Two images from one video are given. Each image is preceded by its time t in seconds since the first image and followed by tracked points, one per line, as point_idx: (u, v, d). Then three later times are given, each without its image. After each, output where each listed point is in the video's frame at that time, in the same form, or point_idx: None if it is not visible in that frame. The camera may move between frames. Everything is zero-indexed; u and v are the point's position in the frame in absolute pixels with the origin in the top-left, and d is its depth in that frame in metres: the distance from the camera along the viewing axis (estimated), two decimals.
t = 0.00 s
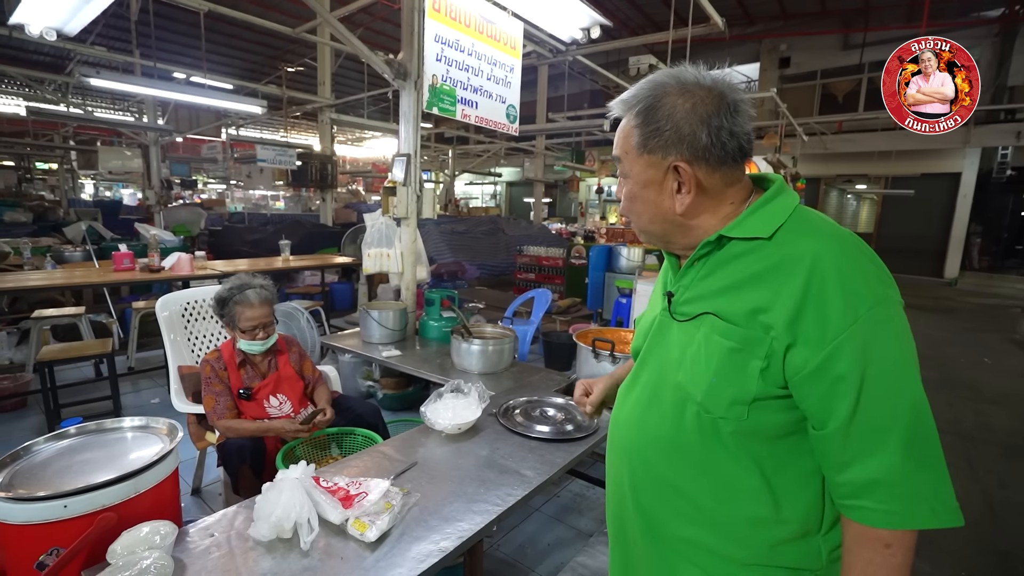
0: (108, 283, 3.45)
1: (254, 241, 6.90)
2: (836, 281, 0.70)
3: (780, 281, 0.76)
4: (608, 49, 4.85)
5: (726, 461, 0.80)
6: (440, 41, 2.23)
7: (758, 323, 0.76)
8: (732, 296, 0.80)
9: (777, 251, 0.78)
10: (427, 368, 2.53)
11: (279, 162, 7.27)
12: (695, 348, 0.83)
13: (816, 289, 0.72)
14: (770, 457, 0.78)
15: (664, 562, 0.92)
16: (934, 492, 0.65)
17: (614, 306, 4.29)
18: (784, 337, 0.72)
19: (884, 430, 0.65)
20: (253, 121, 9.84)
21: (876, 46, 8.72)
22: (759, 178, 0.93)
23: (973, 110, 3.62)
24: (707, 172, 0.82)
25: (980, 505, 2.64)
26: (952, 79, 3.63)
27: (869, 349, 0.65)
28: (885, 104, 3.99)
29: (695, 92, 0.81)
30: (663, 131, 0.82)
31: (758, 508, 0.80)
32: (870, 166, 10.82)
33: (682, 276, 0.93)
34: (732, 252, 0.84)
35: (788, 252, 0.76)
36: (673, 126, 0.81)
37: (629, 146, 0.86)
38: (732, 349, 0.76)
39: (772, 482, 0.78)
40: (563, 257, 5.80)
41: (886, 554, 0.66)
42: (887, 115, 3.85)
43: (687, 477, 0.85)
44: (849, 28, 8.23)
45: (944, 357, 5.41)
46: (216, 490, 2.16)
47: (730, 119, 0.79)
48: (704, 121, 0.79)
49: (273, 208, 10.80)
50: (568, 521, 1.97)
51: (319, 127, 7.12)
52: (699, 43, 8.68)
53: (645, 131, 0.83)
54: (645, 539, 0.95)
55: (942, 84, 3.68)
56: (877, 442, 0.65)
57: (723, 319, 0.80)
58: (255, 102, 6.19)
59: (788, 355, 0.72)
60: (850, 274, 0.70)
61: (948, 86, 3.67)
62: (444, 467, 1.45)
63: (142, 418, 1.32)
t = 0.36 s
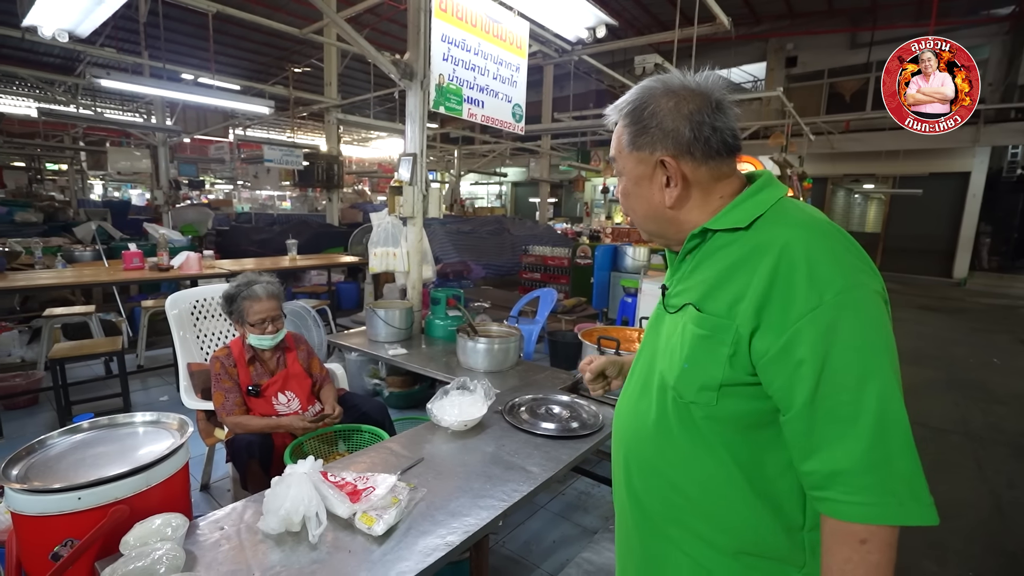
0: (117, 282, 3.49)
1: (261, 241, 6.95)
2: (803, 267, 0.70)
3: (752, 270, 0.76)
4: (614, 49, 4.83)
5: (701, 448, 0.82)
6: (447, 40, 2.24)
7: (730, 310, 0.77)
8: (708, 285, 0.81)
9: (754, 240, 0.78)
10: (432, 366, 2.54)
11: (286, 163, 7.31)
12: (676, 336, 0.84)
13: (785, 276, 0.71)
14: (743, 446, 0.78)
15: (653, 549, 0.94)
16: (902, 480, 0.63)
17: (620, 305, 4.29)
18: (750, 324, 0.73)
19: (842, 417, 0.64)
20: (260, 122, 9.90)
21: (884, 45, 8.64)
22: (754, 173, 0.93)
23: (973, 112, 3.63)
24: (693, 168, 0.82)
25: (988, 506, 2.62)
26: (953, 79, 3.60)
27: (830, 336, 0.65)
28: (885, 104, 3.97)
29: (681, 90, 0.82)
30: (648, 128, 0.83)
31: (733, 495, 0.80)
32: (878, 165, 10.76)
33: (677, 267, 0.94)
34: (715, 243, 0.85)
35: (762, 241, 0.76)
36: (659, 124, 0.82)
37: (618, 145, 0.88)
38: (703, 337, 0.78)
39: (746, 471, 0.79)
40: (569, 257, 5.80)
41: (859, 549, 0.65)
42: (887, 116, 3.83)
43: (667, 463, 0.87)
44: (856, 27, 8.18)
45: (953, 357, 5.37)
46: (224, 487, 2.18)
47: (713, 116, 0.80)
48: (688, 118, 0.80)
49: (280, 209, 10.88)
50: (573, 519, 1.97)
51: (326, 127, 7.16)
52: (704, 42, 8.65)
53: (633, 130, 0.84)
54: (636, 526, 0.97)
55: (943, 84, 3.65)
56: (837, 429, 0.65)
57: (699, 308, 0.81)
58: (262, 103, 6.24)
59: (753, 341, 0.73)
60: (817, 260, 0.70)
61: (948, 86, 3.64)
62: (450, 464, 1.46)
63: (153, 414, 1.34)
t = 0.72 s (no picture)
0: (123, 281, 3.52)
1: (265, 241, 6.98)
2: (785, 266, 0.70)
3: (740, 266, 0.76)
4: (616, 48, 4.83)
5: (683, 438, 0.83)
6: (450, 40, 2.25)
7: (716, 305, 0.77)
8: (701, 279, 0.82)
9: (748, 237, 0.78)
10: (436, 364, 2.55)
11: (290, 162, 7.34)
12: (669, 327, 0.86)
13: (767, 274, 0.71)
14: (720, 439, 0.79)
15: (636, 532, 0.96)
16: (853, 486, 0.62)
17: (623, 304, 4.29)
18: (729, 319, 0.73)
19: (803, 416, 0.65)
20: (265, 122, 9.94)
21: (889, 43, 8.61)
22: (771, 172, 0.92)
23: (973, 111, 3.60)
24: (702, 163, 0.83)
25: (993, 505, 2.61)
26: (953, 79, 3.58)
27: (802, 335, 0.65)
28: (886, 104, 3.96)
29: (695, 86, 0.82)
30: (660, 123, 0.83)
31: (708, 486, 0.81)
32: (883, 164, 10.72)
33: (683, 261, 0.95)
34: (716, 239, 0.85)
35: (754, 238, 0.76)
36: (670, 119, 0.82)
37: (630, 140, 0.89)
38: (686, 329, 0.79)
39: (722, 465, 0.80)
40: (572, 256, 5.81)
41: (787, 540, 0.66)
42: (888, 115, 3.83)
43: (653, 450, 0.89)
44: (861, 24, 8.15)
45: (958, 356, 5.34)
46: (229, 485, 2.19)
47: (725, 112, 0.80)
48: (699, 114, 0.80)
49: (285, 208, 10.92)
50: (576, 516, 1.98)
51: (329, 127, 7.18)
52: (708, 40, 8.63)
53: (645, 126, 0.85)
54: (626, 510, 0.99)
55: (942, 84, 3.63)
56: (798, 427, 0.65)
57: (689, 301, 0.82)
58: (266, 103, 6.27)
59: (732, 337, 0.73)
60: (802, 260, 0.69)
61: (948, 86, 3.62)
62: (453, 461, 1.46)
63: (160, 411, 1.35)
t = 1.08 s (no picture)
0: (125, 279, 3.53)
1: (267, 239, 7.00)
2: (784, 263, 0.70)
3: (739, 262, 0.77)
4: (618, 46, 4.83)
5: (679, 431, 0.84)
6: (450, 38, 2.26)
7: (714, 300, 0.78)
8: (700, 275, 0.82)
9: (748, 234, 0.78)
10: (437, 362, 2.56)
11: (292, 161, 7.35)
12: (668, 321, 0.87)
13: (766, 271, 0.72)
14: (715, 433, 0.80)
15: (632, 522, 0.97)
16: (845, 482, 0.63)
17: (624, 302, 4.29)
18: (726, 315, 0.74)
19: (797, 413, 0.65)
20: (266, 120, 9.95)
21: (891, 41, 8.60)
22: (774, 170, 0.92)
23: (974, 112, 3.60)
24: (706, 160, 0.83)
25: (993, 504, 2.61)
26: (953, 79, 3.58)
27: (798, 331, 0.66)
28: (886, 104, 3.95)
29: (699, 84, 0.83)
30: (665, 119, 0.84)
31: (702, 479, 0.82)
32: (885, 162, 10.70)
33: (685, 256, 0.96)
34: (717, 235, 0.86)
35: (754, 235, 0.77)
36: (675, 116, 0.83)
37: (635, 136, 0.89)
38: (684, 323, 0.80)
39: (717, 459, 0.80)
40: (573, 254, 5.81)
41: (781, 536, 0.67)
42: (887, 116, 3.83)
43: (649, 443, 0.90)
44: (863, 23, 8.14)
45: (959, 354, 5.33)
46: (230, 482, 2.21)
47: (730, 109, 0.80)
48: (704, 112, 0.81)
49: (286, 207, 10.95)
50: (576, 513, 1.99)
51: (330, 125, 7.20)
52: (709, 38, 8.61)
53: (650, 122, 0.85)
54: (622, 501, 1.01)
55: (943, 84, 3.63)
56: (791, 423, 0.66)
57: (688, 295, 0.83)
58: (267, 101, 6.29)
59: (729, 332, 0.74)
60: (800, 258, 0.69)
61: (948, 86, 3.62)
62: (453, 457, 1.47)
63: (162, 407, 1.37)
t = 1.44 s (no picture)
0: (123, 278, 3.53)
1: (265, 237, 6.99)
2: (793, 260, 0.70)
3: (748, 259, 0.77)
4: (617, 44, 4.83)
5: (688, 428, 0.84)
6: (448, 36, 2.25)
7: (723, 297, 0.78)
8: (706, 272, 0.82)
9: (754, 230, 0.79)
10: (436, 360, 2.56)
11: (290, 159, 7.33)
12: (674, 319, 0.87)
13: (777, 267, 0.72)
14: (727, 430, 0.80)
15: (638, 521, 0.97)
16: (866, 477, 0.64)
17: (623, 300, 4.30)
18: (736, 312, 0.74)
19: (816, 409, 0.65)
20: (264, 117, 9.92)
21: (890, 38, 8.59)
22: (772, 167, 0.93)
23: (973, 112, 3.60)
24: (707, 159, 0.84)
25: (990, 500, 2.62)
26: (953, 79, 3.58)
27: (812, 327, 0.66)
28: (886, 103, 3.96)
29: (698, 81, 0.83)
30: (666, 116, 0.84)
31: (713, 476, 0.83)
32: (882, 159, 10.71)
33: (686, 254, 0.96)
34: (721, 233, 0.86)
35: (761, 231, 0.77)
36: (675, 115, 0.83)
37: (635, 135, 0.89)
38: (692, 321, 0.80)
39: (728, 456, 0.81)
40: (572, 252, 5.81)
41: (814, 537, 0.67)
42: (887, 115, 3.84)
43: (656, 441, 0.90)
44: (862, 20, 8.13)
45: (957, 352, 5.35)
46: (230, 480, 2.21)
47: (731, 107, 0.81)
48: (704, 110, 0.81)
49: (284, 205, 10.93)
50: (575, 510, 1.99)
51: (329, 123, 7.17)
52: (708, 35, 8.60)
53: (650, 122, 0.85)
54: (627, 499, 1.01)
55: (942, 84, 3.63)
56: (809, 419, 0.66)
57: (694, 293, 0.83)
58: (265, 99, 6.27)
59: (739, 329, 0.74)
60: (810, 254, 0.70)
61: (948, 86, 3.62)
62: (452, 455, 1.48)
63: (161, 405, 1.37)
